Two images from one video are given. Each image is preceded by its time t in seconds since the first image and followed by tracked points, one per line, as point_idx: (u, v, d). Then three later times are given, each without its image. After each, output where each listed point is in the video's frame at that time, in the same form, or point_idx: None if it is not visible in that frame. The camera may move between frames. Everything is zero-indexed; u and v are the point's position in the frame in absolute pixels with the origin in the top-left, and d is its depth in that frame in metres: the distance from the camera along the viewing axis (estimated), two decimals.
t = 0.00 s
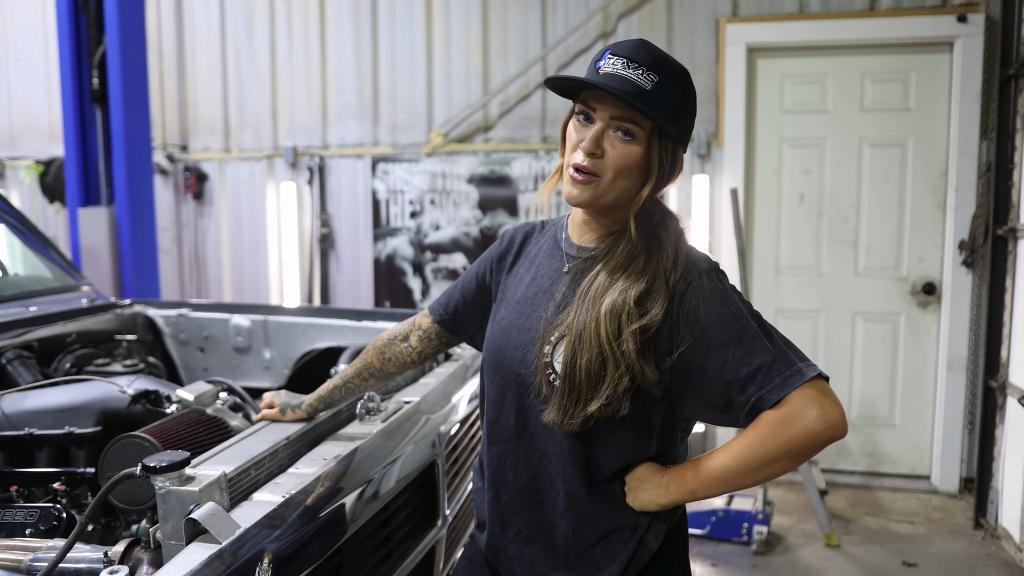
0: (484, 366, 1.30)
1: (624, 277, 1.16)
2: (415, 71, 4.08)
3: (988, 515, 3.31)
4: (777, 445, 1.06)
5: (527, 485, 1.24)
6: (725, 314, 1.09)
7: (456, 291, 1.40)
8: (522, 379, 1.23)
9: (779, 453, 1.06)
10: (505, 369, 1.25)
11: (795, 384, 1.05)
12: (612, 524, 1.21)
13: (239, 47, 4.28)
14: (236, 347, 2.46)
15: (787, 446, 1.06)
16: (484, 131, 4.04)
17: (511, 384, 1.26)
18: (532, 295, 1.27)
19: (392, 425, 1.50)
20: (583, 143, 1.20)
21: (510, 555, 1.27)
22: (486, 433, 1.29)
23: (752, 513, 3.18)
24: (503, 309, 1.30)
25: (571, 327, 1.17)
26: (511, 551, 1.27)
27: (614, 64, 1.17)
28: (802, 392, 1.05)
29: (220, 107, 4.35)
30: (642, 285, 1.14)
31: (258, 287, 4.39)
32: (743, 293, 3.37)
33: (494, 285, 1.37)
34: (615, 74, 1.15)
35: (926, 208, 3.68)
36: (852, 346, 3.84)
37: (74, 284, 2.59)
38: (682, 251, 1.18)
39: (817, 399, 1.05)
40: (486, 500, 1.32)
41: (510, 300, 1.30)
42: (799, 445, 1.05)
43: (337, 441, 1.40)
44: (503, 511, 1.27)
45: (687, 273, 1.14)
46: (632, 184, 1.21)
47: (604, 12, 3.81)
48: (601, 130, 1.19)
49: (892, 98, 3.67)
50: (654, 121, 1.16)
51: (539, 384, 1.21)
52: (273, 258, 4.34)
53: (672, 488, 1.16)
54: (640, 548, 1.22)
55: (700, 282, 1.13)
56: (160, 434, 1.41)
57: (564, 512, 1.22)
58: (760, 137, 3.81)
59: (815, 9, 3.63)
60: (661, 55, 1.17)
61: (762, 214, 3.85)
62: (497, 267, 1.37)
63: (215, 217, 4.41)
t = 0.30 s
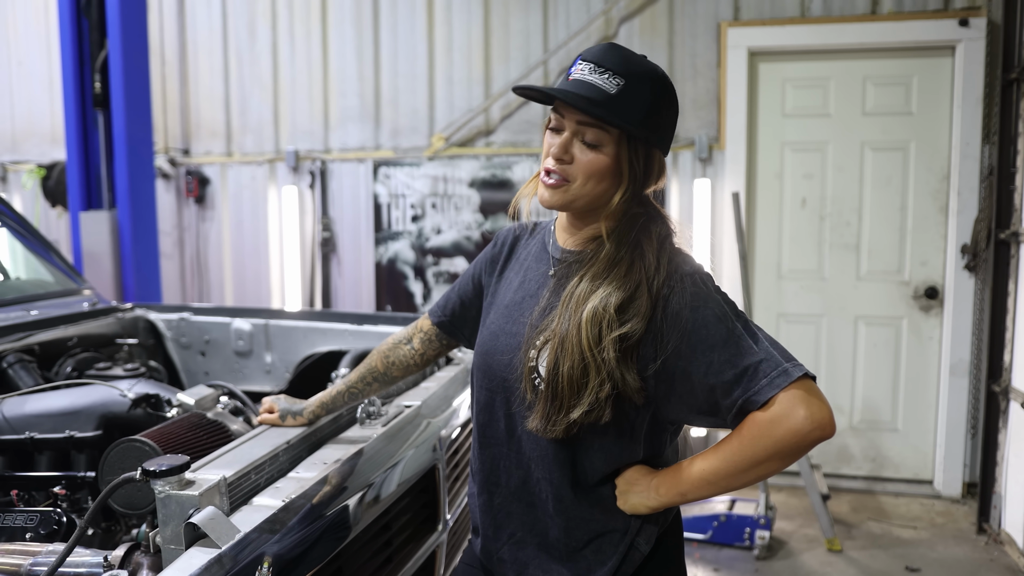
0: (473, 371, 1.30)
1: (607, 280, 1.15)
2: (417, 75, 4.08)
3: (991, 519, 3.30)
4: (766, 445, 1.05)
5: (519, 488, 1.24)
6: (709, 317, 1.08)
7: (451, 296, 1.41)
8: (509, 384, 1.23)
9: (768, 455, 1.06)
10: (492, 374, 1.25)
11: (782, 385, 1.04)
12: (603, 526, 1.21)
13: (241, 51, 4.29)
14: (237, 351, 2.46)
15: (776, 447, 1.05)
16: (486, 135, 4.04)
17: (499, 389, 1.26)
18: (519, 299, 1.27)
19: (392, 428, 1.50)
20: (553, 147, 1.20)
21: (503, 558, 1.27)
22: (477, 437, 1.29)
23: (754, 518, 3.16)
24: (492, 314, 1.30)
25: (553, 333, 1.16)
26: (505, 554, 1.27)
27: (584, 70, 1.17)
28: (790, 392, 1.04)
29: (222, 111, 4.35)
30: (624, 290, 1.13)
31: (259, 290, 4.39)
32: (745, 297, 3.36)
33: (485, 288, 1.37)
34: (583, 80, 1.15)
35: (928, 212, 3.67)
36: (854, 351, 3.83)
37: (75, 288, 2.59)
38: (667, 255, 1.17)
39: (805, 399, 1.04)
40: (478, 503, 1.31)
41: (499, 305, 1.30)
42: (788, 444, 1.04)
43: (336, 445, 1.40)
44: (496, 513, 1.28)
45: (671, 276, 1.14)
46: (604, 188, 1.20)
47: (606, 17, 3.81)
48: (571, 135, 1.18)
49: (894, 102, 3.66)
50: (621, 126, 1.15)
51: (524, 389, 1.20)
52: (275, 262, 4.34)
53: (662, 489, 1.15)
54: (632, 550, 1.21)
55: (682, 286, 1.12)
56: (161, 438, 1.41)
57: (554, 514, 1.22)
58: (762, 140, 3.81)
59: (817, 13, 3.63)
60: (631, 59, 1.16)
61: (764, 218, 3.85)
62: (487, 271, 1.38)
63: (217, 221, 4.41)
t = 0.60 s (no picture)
0: (466, 373, 1.31)
1: (594, 282, 1.14)
2: (419, 78, 4.08)
3: (994, 522, 3.29)
4: (753, 439, 1.04)
5: (511, 488, 1.25)
6: (696, 317, 1.08)
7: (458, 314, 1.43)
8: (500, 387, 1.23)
9: (756, 448, 1.04)
10: (484, 377, 1.26)
11: (769, 379, 1.03)
12: (595, 528, 1.21)
13: (243, 54, 4.29)
14: (239, 353, 2.45)
15: (763, 440, 1.04)
16: (488, 137, 4.04)
17: (490, 391, 1.26)
18: (510, 302, 1.27)
19: (397, 429, 1.50)
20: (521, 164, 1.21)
21: (497, 558, 1.27)
22: (469, 437, 1.29)
23: (756, 520, 3.16)
24: (484, 318, 1.30)
25: (542, 336, 1.16)
26: (500, 554, 1.27)
27: (544, 84, 1.17)
28: (776, 386, 1.03)
29: (224, 113, 4.35)
30: (613, 292, 1.13)
31: (261, 293, 4.39)
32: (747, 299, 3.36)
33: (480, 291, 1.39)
34: (544, 97, 1.16)
35: (930, 214, 3.67)
36: (856, 353, 3.82)
37: (77, 291, 2.59)
38: (656, 254, 1.17)
39: (791, 392, 1.03)
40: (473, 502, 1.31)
41: (491, 308, 1.30)
42: (774, 438, 1.03)
43: (338, 447, 1.39)
44: (490, 515, 1.28)
45: (659, 276, 1.14)
46: (576, 198, 1.19)
47: (608, 19, 3.81)
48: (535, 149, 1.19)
49: (896, 104, 3.66)
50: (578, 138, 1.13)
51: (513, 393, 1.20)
52: (277, 264, 4.34)
53: (651, 485, 1.14)
54: (623, 548, 1.21)
55: (671, 286, 1.12)
56: (163, 439, 1.41)
57: (545, 514, 1.22)
58: (763, 142, 3.81)
59: (819, 15, 3.63)
60: (590, 67, 1.14)
61: (766, 220, 3.85)
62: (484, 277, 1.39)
63: (219, 223, 4.42)
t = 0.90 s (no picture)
0: (466, 373, 1.31)
1: (592, 277, 1.16)
2: (422, 78, 4.08)
3: (997, 523, 3.28)
4: (749, 438, 1.03)
5: (509, 488, 1.25)
6: (693, 307, 1.08)
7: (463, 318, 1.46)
8: (500, 382, 1.24)
9: (753, 446, 1.04)
10: (484, 374, 1.26)
11: (765, 376, 1.02)
12: (592, 529, 1.21)
13: (246, 54, 4.30)
14: (242, 353, 2.45)
15: (759, 438, 1.03)
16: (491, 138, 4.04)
17: (490, 388, 1.26)
18: (510, 302, 1.29)
19: (402, 429, 1.50)
20: (529, 157, 1.21)
21: (495, 559, 1.27)
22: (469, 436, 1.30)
23: (759, 521, 3.15)
24: (485, 319, 1.31)
25: (542, 328, 1.17)
26: (499, 554, 1.27)
27: (514, 78, 1.19)
28: (771, 383, 1.02)
29: (227, 113, 4.36)
30: (611, 285, 1.14)
31: (264, 293, 4.40)
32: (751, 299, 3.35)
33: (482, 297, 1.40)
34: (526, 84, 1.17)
35: (933, 214, 3.66)
36: (859, 354, 3.82)
37: (81, 290, 2.59)
38: (653, 250, 1.18)
39: (786, 390, 1.02)
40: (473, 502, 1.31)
41: (492, 309, 1.32)
42: (770, 436, 1.03)
43: (343, 447, 1.39)
44: (488, 515, 1.28)
45: (659, 271, 1.14)
46: (591, 163, 1.21)
47: (610, 19, 3.80)
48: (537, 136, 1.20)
49: (899, 104, 3.66)
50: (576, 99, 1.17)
51: (513, 387, 1.21)
52: (279, 264, 4.35)
53: (648, 485, 1.13)
54: (620, 549, 1.21)
55: (668, 277, 1.13)
56: (168, 439, 1.40)
57: (543, 514, 1.22)
58: (766, 142, 3.81)
59: (822, 15, 3.63)
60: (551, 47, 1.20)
61: (768, 221, 3.84)
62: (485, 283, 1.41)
63: (222, 223, 4.42)
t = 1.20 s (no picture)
0: (469, 375, 1.32)
1: (591, 273, 1.16)
2: (425, 77, 4.08)
3: (1003, 522, 3.28)
4: (766, 419, 1.03)
5: (513, 488, 1.24)
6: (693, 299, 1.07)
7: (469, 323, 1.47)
8: (502, 383, 1.24)
9: (770, 428, 1.03)
10: (485, 376, 1.27)
11: (780, 357, 1.02)
12: (598, 529, 1.20)
13: (250, 54, 4.30)
14: (248, 352, 2.46)
15: (776, 419, 1.03)
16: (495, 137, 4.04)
17: (493, 390, 1.26)
18: (511, 304, 1.29)
19: (409, 429, 1.50)
20: (510, 149, 1.23)
21: (502, 560, 1.27)
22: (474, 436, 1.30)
23: (764, 520, 3.14)
24: (486, 321, 1.32)
25: (542, 328, 1.17)
26: (505, 554, 1.27)
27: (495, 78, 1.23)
28: (787, 365, 1.02)
29: (231, 113, 4.36)
30: (611, 281, 1.14)
31: (268, 293, 4.40)
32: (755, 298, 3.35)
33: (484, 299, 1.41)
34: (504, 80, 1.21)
35: (937, 214, 3.65)
36: (863, 353, 3.81)
37: (86, 290, 2.59)
38: (653, 244, 1.18)
39: (802, 370, 1.02)
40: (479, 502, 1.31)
41: (493, 311, 1.32)
42: (787, 416, 1.02)
43: (351, 446, 1.39)
44: (493, 516, 1.28)
45: (658, 263, 1.14)
46: (571, 154, 1.23)
47: (614, 19, 3.80)
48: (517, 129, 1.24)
49: (903, 103, 3.65)
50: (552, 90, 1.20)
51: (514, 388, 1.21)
52: (283, 264, 4.35)
53: (662, 478, 1.13)
54: (626, 548, 1.20)
55: (667, 271, 1.12)
56: (176, 438, 1.41)
57: (548, 514, 1.21)
58: (770, 142, 3.80)
59: (826, 14, 3.62)
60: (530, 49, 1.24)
61: (773, 221, 3.84)
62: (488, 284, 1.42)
63: (226, 223, 4.42)
